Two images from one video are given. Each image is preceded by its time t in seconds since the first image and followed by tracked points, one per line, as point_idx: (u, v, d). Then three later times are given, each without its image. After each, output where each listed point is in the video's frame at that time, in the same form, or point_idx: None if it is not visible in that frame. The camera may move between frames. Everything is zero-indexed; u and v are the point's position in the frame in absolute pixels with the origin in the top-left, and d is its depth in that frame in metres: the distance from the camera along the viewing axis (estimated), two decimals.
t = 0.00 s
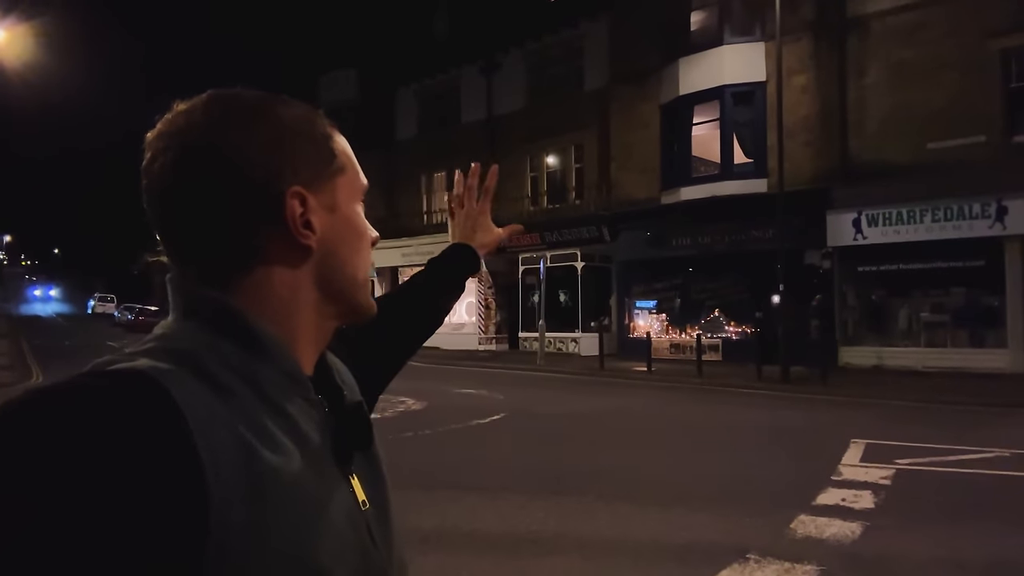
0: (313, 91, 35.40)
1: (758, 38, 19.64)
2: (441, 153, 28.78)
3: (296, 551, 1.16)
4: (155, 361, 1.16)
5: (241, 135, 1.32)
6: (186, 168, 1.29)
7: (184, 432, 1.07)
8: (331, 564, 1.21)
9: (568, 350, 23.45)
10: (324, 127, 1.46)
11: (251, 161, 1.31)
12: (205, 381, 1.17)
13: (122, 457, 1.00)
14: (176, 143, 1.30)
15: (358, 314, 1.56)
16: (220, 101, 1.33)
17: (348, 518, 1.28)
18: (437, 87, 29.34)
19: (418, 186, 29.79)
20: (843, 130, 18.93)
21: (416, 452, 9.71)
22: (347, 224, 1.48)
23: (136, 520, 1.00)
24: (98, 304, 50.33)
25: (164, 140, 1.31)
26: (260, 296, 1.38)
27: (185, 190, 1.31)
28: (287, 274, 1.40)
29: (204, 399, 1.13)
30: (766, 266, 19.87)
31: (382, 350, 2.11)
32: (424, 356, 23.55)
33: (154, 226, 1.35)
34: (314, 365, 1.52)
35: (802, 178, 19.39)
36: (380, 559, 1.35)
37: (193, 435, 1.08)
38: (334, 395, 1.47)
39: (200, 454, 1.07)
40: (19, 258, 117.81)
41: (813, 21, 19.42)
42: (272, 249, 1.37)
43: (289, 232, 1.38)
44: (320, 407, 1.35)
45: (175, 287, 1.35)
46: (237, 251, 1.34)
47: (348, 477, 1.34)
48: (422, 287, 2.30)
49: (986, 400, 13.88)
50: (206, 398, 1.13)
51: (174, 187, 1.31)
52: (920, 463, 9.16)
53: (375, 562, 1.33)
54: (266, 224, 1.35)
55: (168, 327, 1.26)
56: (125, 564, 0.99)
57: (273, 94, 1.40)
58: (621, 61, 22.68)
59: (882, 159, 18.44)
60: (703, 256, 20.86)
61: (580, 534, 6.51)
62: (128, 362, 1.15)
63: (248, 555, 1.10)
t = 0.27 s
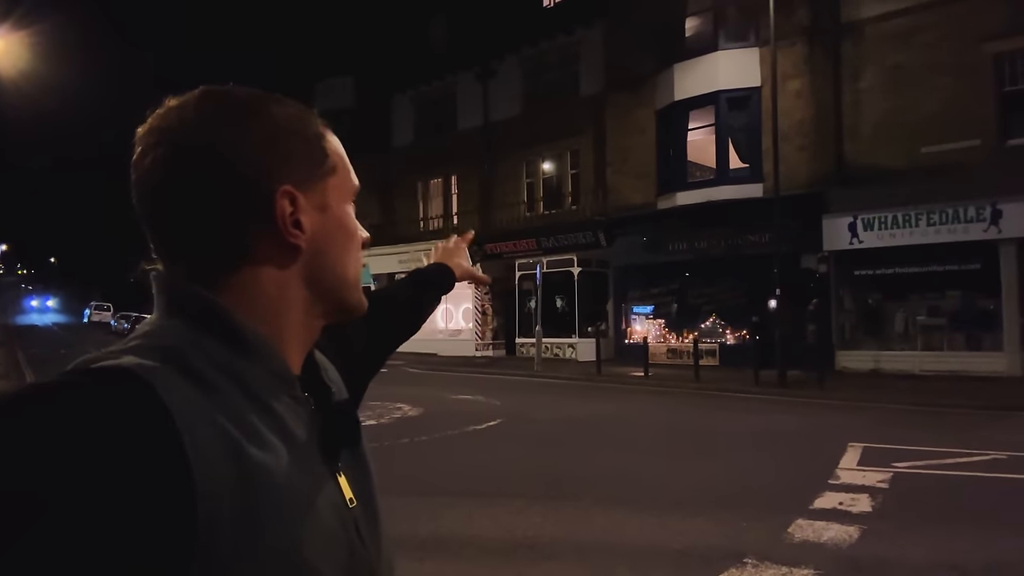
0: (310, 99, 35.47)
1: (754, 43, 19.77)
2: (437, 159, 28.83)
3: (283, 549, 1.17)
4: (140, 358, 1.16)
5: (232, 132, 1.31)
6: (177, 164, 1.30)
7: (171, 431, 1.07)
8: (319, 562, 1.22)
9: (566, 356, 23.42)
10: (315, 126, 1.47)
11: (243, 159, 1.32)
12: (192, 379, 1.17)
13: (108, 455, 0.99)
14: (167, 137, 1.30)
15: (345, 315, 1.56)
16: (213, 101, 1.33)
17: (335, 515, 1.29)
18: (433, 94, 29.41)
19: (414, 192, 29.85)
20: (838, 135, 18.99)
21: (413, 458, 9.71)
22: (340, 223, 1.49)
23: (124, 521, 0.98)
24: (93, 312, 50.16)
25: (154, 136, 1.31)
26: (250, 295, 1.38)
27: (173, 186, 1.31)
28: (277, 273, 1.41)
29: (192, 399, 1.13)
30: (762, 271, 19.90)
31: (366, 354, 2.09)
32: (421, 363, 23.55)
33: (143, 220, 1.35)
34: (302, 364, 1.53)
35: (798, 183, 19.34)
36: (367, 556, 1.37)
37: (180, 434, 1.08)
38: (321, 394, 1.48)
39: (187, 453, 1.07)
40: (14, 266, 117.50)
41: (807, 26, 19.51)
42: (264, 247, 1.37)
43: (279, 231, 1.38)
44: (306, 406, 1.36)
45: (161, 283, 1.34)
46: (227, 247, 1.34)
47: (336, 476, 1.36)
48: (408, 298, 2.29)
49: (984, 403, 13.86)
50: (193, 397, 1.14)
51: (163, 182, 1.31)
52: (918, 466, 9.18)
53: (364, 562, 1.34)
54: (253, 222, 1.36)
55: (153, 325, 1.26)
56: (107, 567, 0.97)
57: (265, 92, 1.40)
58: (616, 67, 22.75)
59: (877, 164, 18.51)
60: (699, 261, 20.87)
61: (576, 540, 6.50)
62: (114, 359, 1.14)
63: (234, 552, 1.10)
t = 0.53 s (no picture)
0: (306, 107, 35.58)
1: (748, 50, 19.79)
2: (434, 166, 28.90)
3: (278, 546, 1.17)
4: (135, 356, 1.17)
5: (226, 130, 1.33)
6: (172, 162, 1.30)
7: (167, 429, 1.08)
8: (314, 560, 1.23)
9: (563, 362, 23.48)
10: (308, 126, 1.49)
11: (238, 157, 1.33)
12: (188, 377, 1.19)
13: (106, 453, 1.00)
14: (160, 136, 1.31)
15: (337, 315, 1.57)
16: (206, 100, 1.34)
17: (330, 514, 1.31)
18: (429, 101, 29.52)
19: (411, 199, 29.91)
20: (832, 140, 19.07)
21: (411, 465, 9.70)
22: (333, 222, 1.50)
23: (123, 519, 0.99)
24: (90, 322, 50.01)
25: (147, 136, 1.32)
26: (245, 294, 1.39)
27: (168, 186, 1.32)
28: (272, 271, 1.42)
29: (188, 397, 1.15)
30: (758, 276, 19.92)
31: (365, 356, 2.10)
32: (418, 370, 23.53)
33: (138, 219, 1.35)
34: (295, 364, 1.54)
35: (793, 187, 19.42)
36: (362, 554, 1.38)
37: (176, 431, 1.09)
38: (315, 393, 1.49)
39: (183, 450, 1.08)
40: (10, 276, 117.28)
41: (800, 32, 19.63)
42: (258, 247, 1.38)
43: (273, 230, 1.39)
44: (300, 405, 1.38)
45: (155, 282, 1.34)
46: (221, 246, 1.35)
47: (330, 475, 1.38)
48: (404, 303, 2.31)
49: (983, 407, 13.87)
50: (189, 394, 1.15)
51: (157, 182, 1.32)
52: (915, 469, 9.20)
53: (359, 560, 1.35)
54: (248, 221, 1.36)
55: (149, 323, 1.27)
56: (106, 565, 0.97)
57: (258, 91, 1.41)
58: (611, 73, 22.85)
59: (872, 169, 18.59)
60: (695, 265, 20.80)
61: (574, 545, 6.50)
62: (109, 357, 1.15)
63: (231, 549, 1.11)
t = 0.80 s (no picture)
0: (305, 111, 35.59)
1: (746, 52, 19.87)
2: (433, 170, 28.94)
3: (278, 541, 1.18)
4: (138, 353, 1.18)
5: (228, 127, 1.34)
6: (174, 159, 1.32)
7: (169, 424, 1.10)
8: (315, 558, 1.23)
9: (563, 365, 23.48)
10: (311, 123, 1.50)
11: (239, 155, 1.34)
12: (187, 372, 1.20)
13: (109, 448, 1.01)
14: (162, 133, 1.33)
15: (340, 313, 1.58)
16: (207, 97, 1.36)
17: (331, 509, 1.32)
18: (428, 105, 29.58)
19: (410, 203, 29.94)
20: (831, 142, 19.08)
21: (411, 469, 9.70)
22: (335, 219, 1.51)
23: (125, 515, 1.00)
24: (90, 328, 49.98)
25: (149, 133, 1.34)
26: (247, 291, 1.39)
27: (171, 184, 1.33)
28: (274, 268, 1.43)
29: (190, 394, 1.15)
30: (757, 277, 20.01)
31: (368, 352, 2.11)
32: (418, 374, 23.52)
33: (142, 218, 1.37)
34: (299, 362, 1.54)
35: (792, 188, 19.48)
36: (363, 550, 1.38)
37: (178, 426, 1.10)
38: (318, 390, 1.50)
39: (184, 445, 1.09)
40: (10, 283, 117.24)
41: (799, 34, 19.67)
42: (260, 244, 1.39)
43: (275, 229, 1.40)
44: (302, 401, 1.39)
45: (159, 279, 1.36)
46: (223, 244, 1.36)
47: (332, 469, 1.39)
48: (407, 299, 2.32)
49: (984, 408, 13.85)
50: (190, 391, 1.16)
51: (161, 179, 1.33)
52: (915, 470, 9.20)
53: (360, 557, 1.36)
54: (250, 219, 1.38)
55: (151, 320, 1.28)
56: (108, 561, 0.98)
57: (260, 89, 1.43)
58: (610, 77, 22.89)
59: (871, 171, 18.61)
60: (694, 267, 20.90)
61: (574, 548, 6.50)
62: (112, 353, 1.16)
63: (233, 546, 1.12)
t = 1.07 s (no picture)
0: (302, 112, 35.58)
1: (743, 52, 19.90)
2: (430, 171, 28.96)
3: (276, 542, 1.18)
4: (135, 354, 1.19)
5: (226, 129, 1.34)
6: (172, 162, 1.32)
7: (166, 426, 1.10)
8: (313, 558, 1.24)
9: (562, 365, 23.51)
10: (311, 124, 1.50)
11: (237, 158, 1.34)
12: (185, 374, 1.20)
13: (108, 449, 1.02)
14: (161, 135, 1.33)
15: (339, 315, 1.58)
16: (205, 99, 1.36)
17: (329, 511, 1.32)
18: (425, 106, 29.60)
19: (407, 203, 29.95)
20: (828, 142, 19.10)
21: (409, 470, 9.69)
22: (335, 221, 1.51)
23: (125, 517, 1.00)
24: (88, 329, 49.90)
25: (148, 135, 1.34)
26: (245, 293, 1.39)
27: (170, 187, 1.34)
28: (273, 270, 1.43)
29: (187, 396, 1.16)
30: (755, 277, 20.03)
31: (368, 356, 2.13)
32: (417, 375, 23.50)
33: (141, 220, 1.37)
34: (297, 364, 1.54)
35: (789, 188, 19.52)
36: (361, 552, 1.39)
37: (175, 426, 1.11)
38: (316, 391, 1.50)
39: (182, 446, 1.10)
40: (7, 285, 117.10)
41: (796, 34, 19.70)
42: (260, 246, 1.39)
43: (272, 232, 1.40)
44: (300, 403, 1.39)
45: (158, 281, 1.36)
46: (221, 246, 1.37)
47: (330, 472, 1.39)
48: (410, 303, 2.32)
49: (982, 407, 13.87)
50: (188, 393, 1.16)
51: (159, 182, 1.34)
52: (914, 469, 9.22)
53: (358, 559, 1.36)
54: (249, 222, 1.38)
55: (149, 321, 1.29)
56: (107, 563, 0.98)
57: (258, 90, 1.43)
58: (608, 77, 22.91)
59: (869, 171, 18.64)
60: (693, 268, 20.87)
61: (573, 548, 6.51)
62: (110, 355, 1.17)
63: (231, 547, 1.12)
